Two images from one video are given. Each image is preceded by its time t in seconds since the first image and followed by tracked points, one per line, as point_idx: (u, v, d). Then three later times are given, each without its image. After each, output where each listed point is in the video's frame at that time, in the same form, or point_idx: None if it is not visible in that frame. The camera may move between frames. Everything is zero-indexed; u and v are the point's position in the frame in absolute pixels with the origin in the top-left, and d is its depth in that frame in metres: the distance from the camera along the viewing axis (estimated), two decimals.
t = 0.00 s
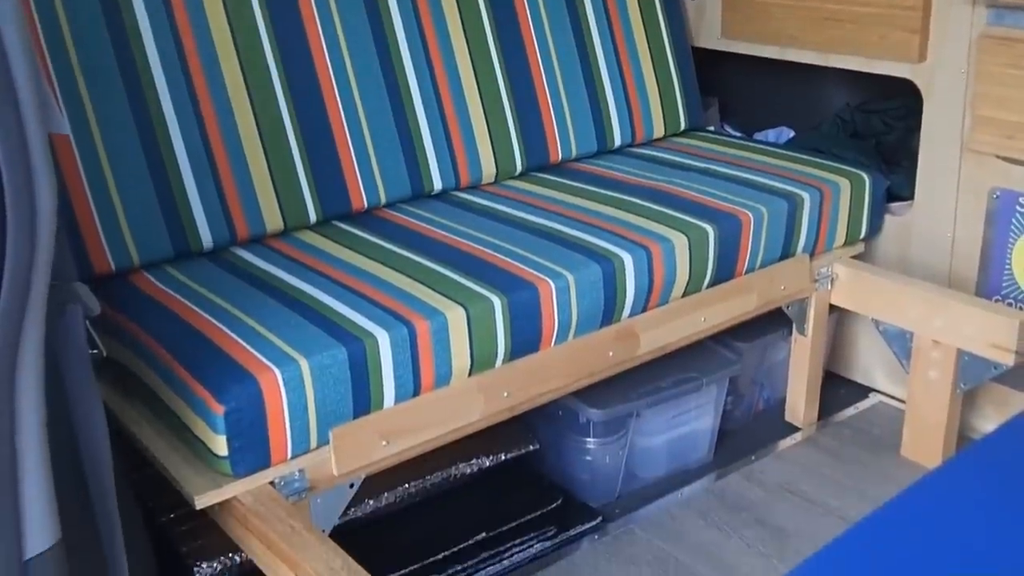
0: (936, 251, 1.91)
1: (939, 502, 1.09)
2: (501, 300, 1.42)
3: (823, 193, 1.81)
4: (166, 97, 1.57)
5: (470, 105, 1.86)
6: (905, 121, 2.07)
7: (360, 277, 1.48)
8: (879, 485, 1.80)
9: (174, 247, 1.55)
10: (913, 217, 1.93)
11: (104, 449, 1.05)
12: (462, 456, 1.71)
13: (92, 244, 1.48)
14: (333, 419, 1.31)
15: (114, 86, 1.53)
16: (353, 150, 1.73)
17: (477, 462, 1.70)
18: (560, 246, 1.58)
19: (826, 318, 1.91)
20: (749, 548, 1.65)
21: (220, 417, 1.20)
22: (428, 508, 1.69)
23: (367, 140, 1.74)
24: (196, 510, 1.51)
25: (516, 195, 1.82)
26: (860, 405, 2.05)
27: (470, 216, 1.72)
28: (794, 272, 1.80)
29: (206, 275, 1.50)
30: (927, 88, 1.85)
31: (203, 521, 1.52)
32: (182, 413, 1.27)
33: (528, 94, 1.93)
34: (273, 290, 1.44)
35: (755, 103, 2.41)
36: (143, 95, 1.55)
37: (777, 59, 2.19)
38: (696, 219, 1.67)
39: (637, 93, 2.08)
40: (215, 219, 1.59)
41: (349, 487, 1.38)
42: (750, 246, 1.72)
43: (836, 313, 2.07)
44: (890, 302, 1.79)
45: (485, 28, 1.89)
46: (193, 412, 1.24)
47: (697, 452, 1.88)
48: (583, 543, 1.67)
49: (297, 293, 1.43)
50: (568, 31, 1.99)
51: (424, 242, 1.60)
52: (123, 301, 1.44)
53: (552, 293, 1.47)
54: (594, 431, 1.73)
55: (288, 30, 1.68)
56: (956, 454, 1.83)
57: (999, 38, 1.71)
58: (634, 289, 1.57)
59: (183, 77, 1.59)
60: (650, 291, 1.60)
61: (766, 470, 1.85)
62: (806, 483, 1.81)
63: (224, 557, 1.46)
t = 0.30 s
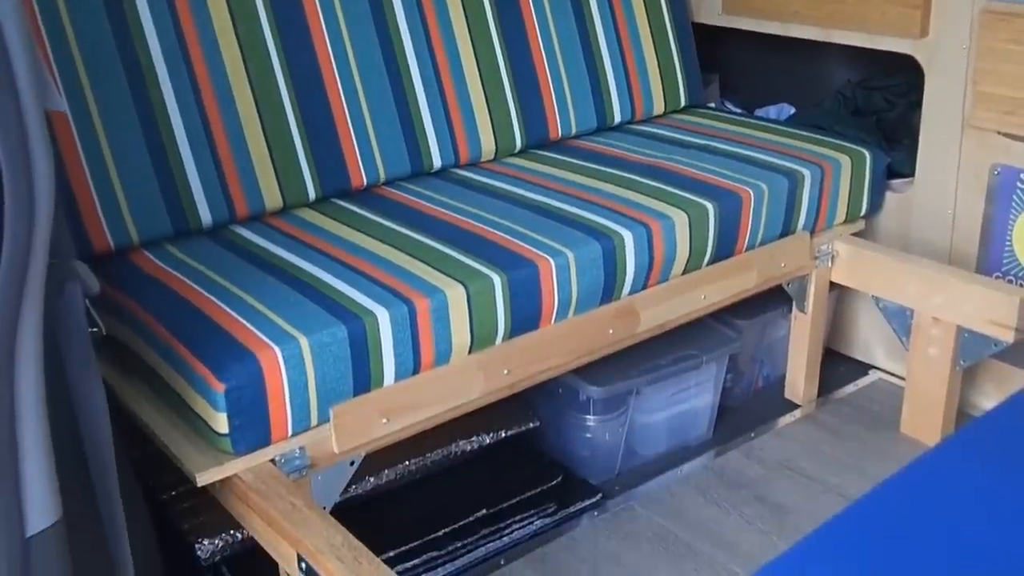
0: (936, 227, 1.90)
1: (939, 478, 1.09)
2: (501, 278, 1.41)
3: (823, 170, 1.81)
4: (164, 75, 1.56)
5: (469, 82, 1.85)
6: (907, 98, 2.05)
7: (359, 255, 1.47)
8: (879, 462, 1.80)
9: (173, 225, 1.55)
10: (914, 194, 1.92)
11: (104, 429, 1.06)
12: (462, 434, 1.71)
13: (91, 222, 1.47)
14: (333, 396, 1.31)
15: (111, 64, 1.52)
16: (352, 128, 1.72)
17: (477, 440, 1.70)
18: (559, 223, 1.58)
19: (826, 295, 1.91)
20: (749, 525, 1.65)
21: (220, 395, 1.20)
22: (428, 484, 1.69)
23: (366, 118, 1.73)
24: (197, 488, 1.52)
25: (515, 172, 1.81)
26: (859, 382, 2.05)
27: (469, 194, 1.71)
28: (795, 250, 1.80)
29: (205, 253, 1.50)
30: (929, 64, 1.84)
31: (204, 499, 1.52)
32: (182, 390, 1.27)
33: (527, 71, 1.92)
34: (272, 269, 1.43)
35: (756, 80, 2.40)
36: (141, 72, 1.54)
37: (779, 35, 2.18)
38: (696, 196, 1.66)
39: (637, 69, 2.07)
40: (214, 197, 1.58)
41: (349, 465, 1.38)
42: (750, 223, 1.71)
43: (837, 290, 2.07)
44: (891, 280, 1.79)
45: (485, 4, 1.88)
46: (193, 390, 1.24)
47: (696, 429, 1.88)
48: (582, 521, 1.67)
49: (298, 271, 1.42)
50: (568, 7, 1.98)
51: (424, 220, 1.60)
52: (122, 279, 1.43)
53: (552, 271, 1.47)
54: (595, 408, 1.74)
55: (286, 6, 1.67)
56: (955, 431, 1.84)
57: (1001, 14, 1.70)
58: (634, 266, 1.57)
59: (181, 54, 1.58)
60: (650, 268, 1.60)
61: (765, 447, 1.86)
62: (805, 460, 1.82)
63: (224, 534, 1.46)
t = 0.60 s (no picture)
0: (935, 211, 1.90)
1: (938, 460, 1.10)
2: (499, 263, 1.41)
3: (822, 154, 1.80)
4: (162, 60, 1.55)
5: (468, 65, 1.84)
6: (906, 82, 2.06)
7: (358, 240, 1.47)
8: (877, 446, 1.81)
9: (172, 210, 1.55)
10: (913, 178, 1.92)
11: (104, 417, 1.06)
12: (462, 418, 1.72)
13: (89, 208, 1.47)
14: (333, 380, 1.31)
15: (109, 48, 1.51)
16: (350, 112, 1.71)
17: (476, 424, 1.71)
18: (559, 207, 1.57)
19: (824, 279, 1.91)
20: (747, 509, 1.66)
21: (220, 379, 1.20)
22: (427, 468, 1.70)
23: (365, 102, 1.73)
24: (196, 473, 1.52)
25: (514, 156, 1.81)
26: (858, 366, 2.06)
27: (468, 178, 1.71)
28: (794, 234, 1.80)
29: (203, 238, 1.50)
30: (929, 47, 1.83)
31: (204, 484, 1.52)
32: (182, 376, 1.27)
33: (526, 55, 1.91)
34: (271, 253, 1.43)
35: (756, 62, 2.39)
36: (138, 58, 1.53)
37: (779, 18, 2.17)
38: (695, 180, 1.66)
39: (636, 53, 2.06)
40: (212, 181, 1.58)
41: (349, 450, 1.38)
42: (749, 207, 1.71)
43: (836, 275, 2.07)
44: (890, 264, 1.78)
45: None
46: (193, 376, 1.24)
47: (695, 414, 1.89)
48: (581, 505, 1.68)
49: (298, 256, 1.42)
50: None
51: (422, 205, 1.60)
52: (121, 264, 1.43)
53: (550, 255, 1.46)
54: (593, 393, 1.74)
55: None
56: (953, 416, 1.84)
57: None
58: (632, 250, 1.56)
59: (178, 39, 1.57)
60: (648, 253, 1.59)
61: (764, 431, 1.86)
62: (804, 444, 1.82)
63: (224, 518, 1.46)
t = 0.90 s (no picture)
0: (935, 212, 1.90)
1: (937, 460, 1.10)
2: (499, 264, 1.41)
3: (822, 155, 1.80)
4: (161, 61, 1.55)
5: (468, 66, 1.84)
6: (906, 83, 2.06)
7: (358, 241, 1.47)
8: (877, 448, 1.81)
9: (171, 211, 1.55)
10: (912, 179, 1.92)
11: (104, 417, 1.06)
12: (461, 420, 1.72)
13: (89, 208, 1.47)
14: (332, 381, 1.31)
15: (109, 49, 1.51)
16: (350, 114, 1.72)
17: (476, 425, 1.71)
18: (559, 209, 1.57)
19: (824, 281, 1.91)
20: (747, 510, 1.66)
21: (219, 380, 1.20)
22: (427, 469, 1.70)
23: (365, 103, 1.73)
24: (196, 474, 1.52)
25: (514, 157, 1.81)
26: (858, 367, 2.06)
27: (468, 179, 1.71)
28: (794, 235, 1.80)
29: (203, 239, 1.50)
30: (929, 48, 1.83)
31: (203, 485, 1.52)
32: (181, 377, 1.27)
33: (526, 56, 1.91)
34: (270, 254, 1.43)
35: (756, 63, 2.39)
36: (138, 59, 1.53)
37: (779, 19, 2.17)
38: (694, 181, 1.66)
39: (635, 54, 2.06)
40: (211, 182, 1.58)
41: (348, 451, 1.38)
42: (749, 208, 1.71)
43: (835, 276, 2.07)
44: (889, 265, 1.78)
45: None
46: (193, 377, 1.24)
47: (695, 415, 1.88)
48: (580, 506, 1.68)
49: (298, 257, 1.42)
50: None
51: (422, 206, 1.60)
52: (120, 265, 1.43)
53: (550, 257, 1.46)
54: (593, 394, 1.74)
55: None
56: (953, 417, 1.84)
57: None
58: (632, 252, 1.56)
59: (178, 40, 1.57)
60: (648, 254, 1.59)
61: (763, 432, 1.86)
62: (803, 446, 1.82)
63: (224, 520, 1.46)
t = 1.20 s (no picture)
0: (933, 213, 1.90)
1: (936, 460, 1.10)
2: (497, 265, 1.41)
3: (820, 156, 1.81)
4: (159, 63, 1.55)
5: (466, 68, 1.84)
6: (904, 83, 2.07)
7: (356, 242, 1.47)
8: (875, 449, 1.81)
9: (169, 213, 1.54)
10: (910, 180, 1.92)
11: (102, 418, 1.06)
12: (459, 421, 1.72)
13: (87, 210, 1.47)
14: (330, 383, 1.31)
15: (107, 51, 1.51)
16: (348, 115, 1.72)
17: (474, 427, 1.71)
18: (557, 210, 1.57)
19: (822, 281, 1.91)
20: (745, 511, 1.66)
21: (217, 382, 1.20)
22: (425, 470, 1.70)
23: (363, 105, 1.73)
24: (194, 475, 1.52)
25: (512, 159, 1.81)
26: (856, 368, 2.06)
27: (467, 180, 1.71)
28: (792, 236, 1.80)
29: (201, 241, 1.50)
30: (926, 50, 1.83)
31: (202, 486, 1.53)
32: (180, 379, 1.27)
33: (524, 57, 1.92)
34: (268, 256, 1.43)
35: (753, 64, 2.39)
36: (136, 61, 1.53)
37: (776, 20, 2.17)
38: (692, 183, 1.66)
39: (633, 55, 2.06)
40: (209, 183, 1.58)
41: (347, 452, 1.38)
42: (746, 209, 1.71)
43: (833, 276, 2.07)
44: (887, 266, 1.79)
45: None
46: (191, 378, 1.24)
47: (693, 416, 1.89)
48: (579, 507, 1.67)
49: (296, 259, 1.42)
50: None
51: (420, 207, 1.60)
52: (118, 266, 1.43)
53: (548, 258, 1.46)
54: (592, 395, 1.74)
55: None
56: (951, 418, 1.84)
57: None
58: (630, 253, 1.57)
59: (176, 42, 1.57)
60: (646, 255, 1.59)
61: (762, 433, 1.86)
62: (802, 446, 1.82)
63: (223, 521, 1.47)
